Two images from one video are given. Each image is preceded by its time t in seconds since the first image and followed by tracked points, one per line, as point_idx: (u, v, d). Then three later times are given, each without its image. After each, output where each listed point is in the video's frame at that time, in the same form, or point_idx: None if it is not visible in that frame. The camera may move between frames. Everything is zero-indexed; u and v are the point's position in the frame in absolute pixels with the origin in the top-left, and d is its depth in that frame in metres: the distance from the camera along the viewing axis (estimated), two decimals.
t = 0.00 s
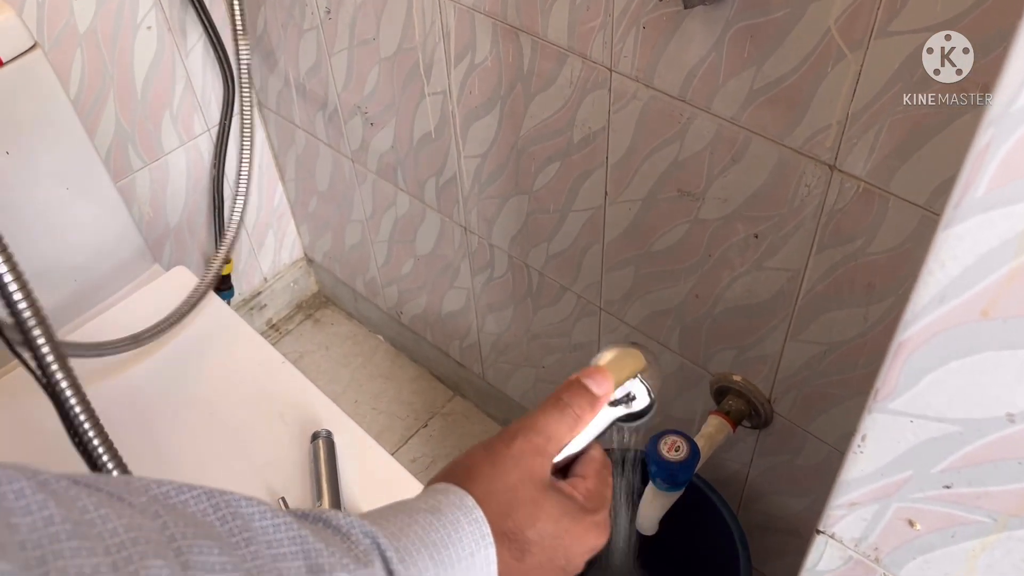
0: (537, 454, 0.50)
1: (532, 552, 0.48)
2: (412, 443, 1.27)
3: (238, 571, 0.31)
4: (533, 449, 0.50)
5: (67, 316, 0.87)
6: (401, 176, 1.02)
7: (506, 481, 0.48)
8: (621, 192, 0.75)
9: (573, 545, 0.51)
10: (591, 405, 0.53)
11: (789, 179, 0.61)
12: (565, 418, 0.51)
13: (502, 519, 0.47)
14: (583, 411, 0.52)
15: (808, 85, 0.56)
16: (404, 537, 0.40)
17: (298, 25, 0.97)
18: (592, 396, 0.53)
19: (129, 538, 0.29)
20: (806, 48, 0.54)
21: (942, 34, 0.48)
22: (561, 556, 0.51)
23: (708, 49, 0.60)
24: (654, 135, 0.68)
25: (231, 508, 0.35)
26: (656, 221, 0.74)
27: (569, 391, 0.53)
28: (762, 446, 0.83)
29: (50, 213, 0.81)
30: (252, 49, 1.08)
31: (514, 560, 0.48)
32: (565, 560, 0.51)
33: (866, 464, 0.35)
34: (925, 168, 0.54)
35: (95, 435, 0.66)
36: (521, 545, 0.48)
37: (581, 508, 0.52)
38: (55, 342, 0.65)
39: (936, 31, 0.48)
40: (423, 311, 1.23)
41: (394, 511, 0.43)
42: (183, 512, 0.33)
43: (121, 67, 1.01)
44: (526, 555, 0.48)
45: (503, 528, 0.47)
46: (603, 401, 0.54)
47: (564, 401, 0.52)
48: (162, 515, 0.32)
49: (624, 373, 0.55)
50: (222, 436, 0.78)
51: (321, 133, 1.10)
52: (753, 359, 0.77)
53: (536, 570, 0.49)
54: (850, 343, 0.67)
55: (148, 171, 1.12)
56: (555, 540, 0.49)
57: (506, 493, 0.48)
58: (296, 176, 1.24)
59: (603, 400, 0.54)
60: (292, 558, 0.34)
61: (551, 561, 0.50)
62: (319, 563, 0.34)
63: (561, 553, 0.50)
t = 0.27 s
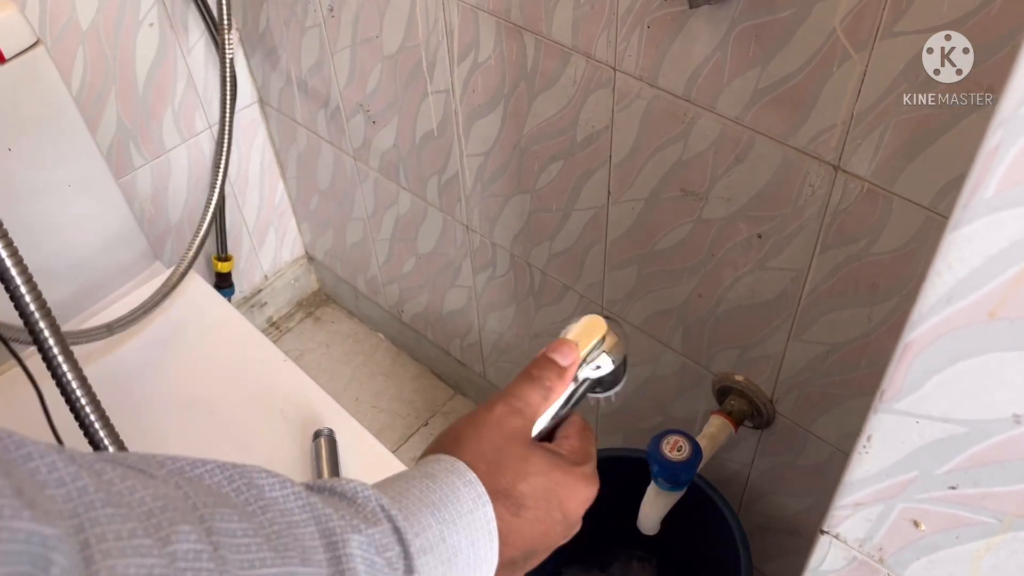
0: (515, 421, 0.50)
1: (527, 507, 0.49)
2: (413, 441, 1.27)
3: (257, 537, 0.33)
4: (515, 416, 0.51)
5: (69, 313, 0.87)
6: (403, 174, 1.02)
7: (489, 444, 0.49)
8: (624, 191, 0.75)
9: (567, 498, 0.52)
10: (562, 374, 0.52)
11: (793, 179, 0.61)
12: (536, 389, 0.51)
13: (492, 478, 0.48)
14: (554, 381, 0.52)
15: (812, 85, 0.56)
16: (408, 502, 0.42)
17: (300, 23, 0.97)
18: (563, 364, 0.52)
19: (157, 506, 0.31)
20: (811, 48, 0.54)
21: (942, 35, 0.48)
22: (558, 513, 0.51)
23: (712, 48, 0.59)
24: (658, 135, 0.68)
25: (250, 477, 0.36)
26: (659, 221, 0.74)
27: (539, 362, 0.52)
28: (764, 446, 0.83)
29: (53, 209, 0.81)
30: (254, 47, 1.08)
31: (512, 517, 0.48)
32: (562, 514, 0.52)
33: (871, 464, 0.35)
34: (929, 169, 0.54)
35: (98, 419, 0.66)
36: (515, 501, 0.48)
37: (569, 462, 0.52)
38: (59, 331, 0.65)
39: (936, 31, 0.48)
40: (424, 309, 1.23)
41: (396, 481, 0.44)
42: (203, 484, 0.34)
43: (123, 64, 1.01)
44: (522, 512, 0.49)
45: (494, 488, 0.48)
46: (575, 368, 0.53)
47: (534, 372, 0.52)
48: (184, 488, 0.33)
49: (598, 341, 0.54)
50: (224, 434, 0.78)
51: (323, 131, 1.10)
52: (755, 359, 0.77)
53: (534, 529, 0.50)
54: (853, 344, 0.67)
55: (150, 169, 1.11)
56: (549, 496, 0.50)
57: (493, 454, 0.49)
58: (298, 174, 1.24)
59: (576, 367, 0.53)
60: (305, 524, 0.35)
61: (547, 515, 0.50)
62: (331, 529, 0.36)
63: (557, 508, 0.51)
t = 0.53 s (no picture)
0: (512, 418, 0.51)
1: (535, 492, 0.49)
2: (414, 439, 1.27)
3: (291, 516, 0.34)
4: (511, 412, 0.51)
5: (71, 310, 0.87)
6: (406, 173, 1.02)
7: (492, 437, 0.49)
8: (627, 190, 0.75)
9: (572, 484, 0.51)
10: (555, 375, 0.53)
11: (796, 179, 0.62)
12: (531, 390, 0.52)
13: (499, 466, 0.48)
14: (548, 382, 0.53)
15: (817, 85, 0.56)
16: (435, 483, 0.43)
17: (304, 20, 0.97)
18: (554, 366, 0.53)
19: (202, 482, 0.32)
20: (817, 49, 0.54)
21: (942, 34, 0.48)
22: (564, 498, 0.51)
23: (717, 48, 0.60)
24: (662, 134, 0.68)
25: (280, 460, 0.37)
26: (662, 220, 0.74)
27: (532, 365, 0.53)
28: (765, 446, 0.84)
29: (55, 206, 0.80)
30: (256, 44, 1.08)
31: (521, 501, 0.48)
32: (568, 499, 0.51)
33: (878, 463, 0.35)
34: (933, 169, 0.54)
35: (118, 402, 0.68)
36: (523, 486, 0.48)
37: (570, 450, 0.52)
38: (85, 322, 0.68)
39: (937, 31, 0.49)
40: (426, 308, 1.23)
41: (422, 465, 0.46)
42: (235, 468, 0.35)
43: (126, 61, 1.01)
44: (531, 498, 0.48)
45: (502, 475, 0.48)
46: (567, 369, 0.54)
47: (528, 374, 0.53)
48: (219, 469, 0.34)
49: (589, 340, 0.55)
50: (226, 431, 0.78)
51: (325, 129, 1.10)
52: (757, 358, 0.77)
53: (543, 516, 0.49)
54: (856, 344, 0.67)
55: (153, 166, 1.11)
56: (554, 481, 0.50)
57: (493, 445, 0.49)
58: (299, 172, 1.24)
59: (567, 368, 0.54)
60: (334, 507, 0.37)
61: (555, 500, 0.50)
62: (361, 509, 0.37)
63: (563, 493, 0.50)
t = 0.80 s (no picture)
0: (456, 377, 0.52)
1: (493, 437, 0.47)
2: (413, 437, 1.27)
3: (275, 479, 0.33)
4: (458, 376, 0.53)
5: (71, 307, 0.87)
6: (406, 171, 1.02)
7: (439, 396, 0.50)
8: (628, 189, 0.75)
9: (529, 425, 0.50)
10: (498, 337, 0.54)
11: (798, 178, 0.61)
12: (474, 354, 0.54)
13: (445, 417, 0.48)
14: (491, 345, 0.54)
15: (820, 85, 0.56)
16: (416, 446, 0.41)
17: (304, 18, 0.97)
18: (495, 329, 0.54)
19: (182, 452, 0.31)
20: (819, 48, 0.54)
21: (941, 34, 0.48)
22: (528, 441, 0.49)
23: (719, 47, 0.59)
24: (664, 133, 0.68)
25: (253, 429, 0.36)
26: (663, 219, 0.74)
27: (477, 334, 0.55)
28: (765, 445, 0.84)
29: (55, 202, 0.80)
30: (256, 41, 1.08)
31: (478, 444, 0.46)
32: (531, 442, 0.49)
33: (880, 462, 0.35)
34: (934, 168, 0.54)
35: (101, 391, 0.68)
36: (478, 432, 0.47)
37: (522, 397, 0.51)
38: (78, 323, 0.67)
39: (936, 31, 0.49)
40: (426, 306, 1.23)
41: (401, 429, 0.44)
42: (214, 439, 0.33)
43: (126, 57, 1.01)
44: (490, 442, 0.47)
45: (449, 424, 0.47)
46: (512, 331, 0.54)
47: (473, 342, 0.54)
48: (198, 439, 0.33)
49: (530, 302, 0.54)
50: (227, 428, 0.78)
51: (325, 127, 1.10)
52: (758, 357, 0.77)
53: (508, 460, 0.47)
54: (856, 343, 0.67)
55: (152, 162, 1.11)
56: (510, 426, 0.49)
57: (442, 403, 0.50)
58: (300, 169, 1.24)
59: (513, 330, 0.54)
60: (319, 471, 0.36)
61: (515, 443, 0.48)
62: (347, 475, 0.36)
63: (522, 435, 0.49)
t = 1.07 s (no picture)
0: (375, 348, 0.58)
1: (415, 391, 0.53)
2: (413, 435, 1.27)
3: (231, 444, 0.41)
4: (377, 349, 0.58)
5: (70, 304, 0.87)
6: (407, 169, 1.02)
7: (361, 370, 0.56)
8: (629, 187, 0.75)
9: (451, 376, 0.56)
10: (409, 311, 0.59)
11: (801, 176, 0.61)
12: (390, 329, 0.59)
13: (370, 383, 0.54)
14: (404, 319, 0.59)
15: (822, 83, 0.56)
16: (355, 412, 0.49)
17: (305, 16, 0.97)
18: (406, 305, 0.60)
19: (151, 418, 0.39)
20: (820, 47, 0.54)
21: (942, 35, 0.49)
22: (452, 392, 0.55)
23: (721, 45, 0.59)
24: (666, 131, 0.68)
25: (206, 402, 0.44)
26: (664, 217, 0.74)
27: (389, 313, 0.60)
28: (765, 444, 0.84)
29: (55, 199, 0.80)
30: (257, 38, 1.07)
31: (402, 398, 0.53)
32: (455, 391, 0.56)
33: (883, 461, 0.35)
34: (937, 167, 0.54)
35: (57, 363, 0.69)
36: (401, 390, 0.53)
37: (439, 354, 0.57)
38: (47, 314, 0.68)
39: (936, 31, 0.49)
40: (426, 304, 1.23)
41: (339, 398, 0.51)
42: (173, 407, 0.42)
43: (128, 53, 1.01)
44: (413, 394, 0.53)
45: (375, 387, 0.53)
46: (420, 304, 0.60)
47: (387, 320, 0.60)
48: (155, 408, 0.40)
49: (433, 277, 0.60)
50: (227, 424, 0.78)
51: (326, 124, 1.10)
52: (759, 357, 0.77)
53: (436, 411, 0.53)
54: (857, 342, 0.67)
55: (153, 159, 1.11)
56: (431, 378, 0.55)
57: (366, 370, 0.56)
58: (300, 167, 1.24)
59: (421, 304, 0.60)
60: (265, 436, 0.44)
61: (441, 393, 0.54)
62: (292, 438, 0.44)
63: (447, 386, 0.55)
